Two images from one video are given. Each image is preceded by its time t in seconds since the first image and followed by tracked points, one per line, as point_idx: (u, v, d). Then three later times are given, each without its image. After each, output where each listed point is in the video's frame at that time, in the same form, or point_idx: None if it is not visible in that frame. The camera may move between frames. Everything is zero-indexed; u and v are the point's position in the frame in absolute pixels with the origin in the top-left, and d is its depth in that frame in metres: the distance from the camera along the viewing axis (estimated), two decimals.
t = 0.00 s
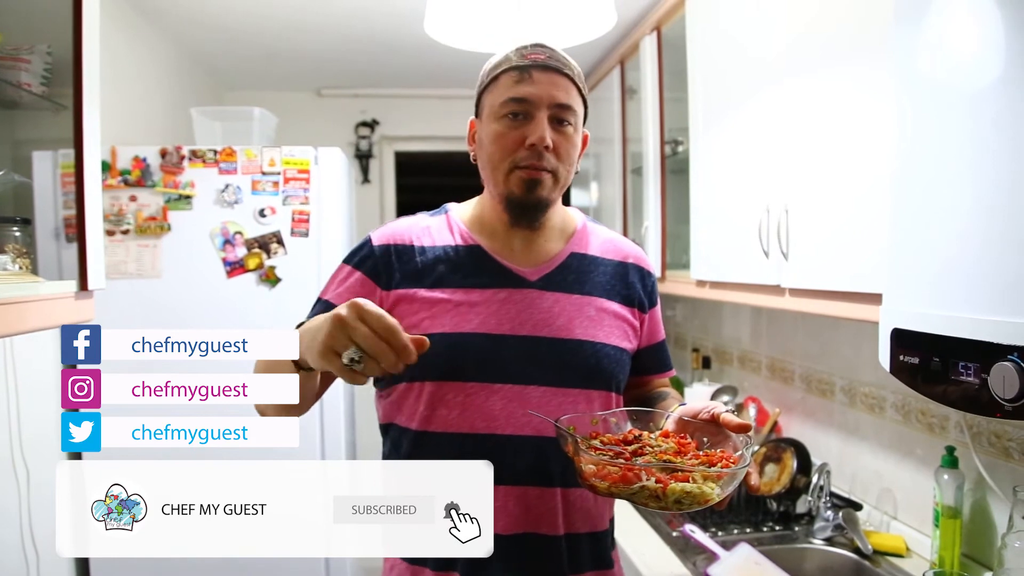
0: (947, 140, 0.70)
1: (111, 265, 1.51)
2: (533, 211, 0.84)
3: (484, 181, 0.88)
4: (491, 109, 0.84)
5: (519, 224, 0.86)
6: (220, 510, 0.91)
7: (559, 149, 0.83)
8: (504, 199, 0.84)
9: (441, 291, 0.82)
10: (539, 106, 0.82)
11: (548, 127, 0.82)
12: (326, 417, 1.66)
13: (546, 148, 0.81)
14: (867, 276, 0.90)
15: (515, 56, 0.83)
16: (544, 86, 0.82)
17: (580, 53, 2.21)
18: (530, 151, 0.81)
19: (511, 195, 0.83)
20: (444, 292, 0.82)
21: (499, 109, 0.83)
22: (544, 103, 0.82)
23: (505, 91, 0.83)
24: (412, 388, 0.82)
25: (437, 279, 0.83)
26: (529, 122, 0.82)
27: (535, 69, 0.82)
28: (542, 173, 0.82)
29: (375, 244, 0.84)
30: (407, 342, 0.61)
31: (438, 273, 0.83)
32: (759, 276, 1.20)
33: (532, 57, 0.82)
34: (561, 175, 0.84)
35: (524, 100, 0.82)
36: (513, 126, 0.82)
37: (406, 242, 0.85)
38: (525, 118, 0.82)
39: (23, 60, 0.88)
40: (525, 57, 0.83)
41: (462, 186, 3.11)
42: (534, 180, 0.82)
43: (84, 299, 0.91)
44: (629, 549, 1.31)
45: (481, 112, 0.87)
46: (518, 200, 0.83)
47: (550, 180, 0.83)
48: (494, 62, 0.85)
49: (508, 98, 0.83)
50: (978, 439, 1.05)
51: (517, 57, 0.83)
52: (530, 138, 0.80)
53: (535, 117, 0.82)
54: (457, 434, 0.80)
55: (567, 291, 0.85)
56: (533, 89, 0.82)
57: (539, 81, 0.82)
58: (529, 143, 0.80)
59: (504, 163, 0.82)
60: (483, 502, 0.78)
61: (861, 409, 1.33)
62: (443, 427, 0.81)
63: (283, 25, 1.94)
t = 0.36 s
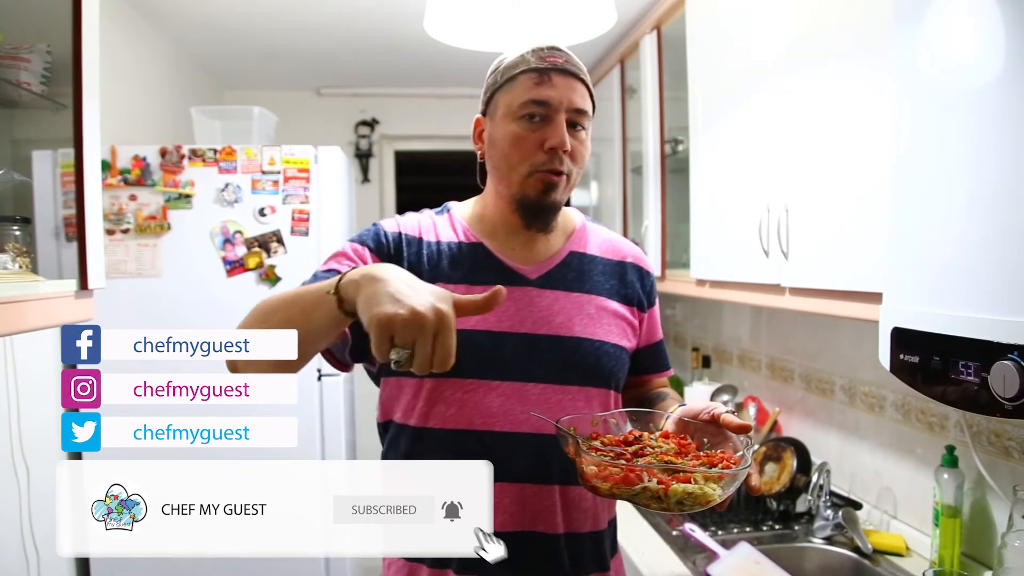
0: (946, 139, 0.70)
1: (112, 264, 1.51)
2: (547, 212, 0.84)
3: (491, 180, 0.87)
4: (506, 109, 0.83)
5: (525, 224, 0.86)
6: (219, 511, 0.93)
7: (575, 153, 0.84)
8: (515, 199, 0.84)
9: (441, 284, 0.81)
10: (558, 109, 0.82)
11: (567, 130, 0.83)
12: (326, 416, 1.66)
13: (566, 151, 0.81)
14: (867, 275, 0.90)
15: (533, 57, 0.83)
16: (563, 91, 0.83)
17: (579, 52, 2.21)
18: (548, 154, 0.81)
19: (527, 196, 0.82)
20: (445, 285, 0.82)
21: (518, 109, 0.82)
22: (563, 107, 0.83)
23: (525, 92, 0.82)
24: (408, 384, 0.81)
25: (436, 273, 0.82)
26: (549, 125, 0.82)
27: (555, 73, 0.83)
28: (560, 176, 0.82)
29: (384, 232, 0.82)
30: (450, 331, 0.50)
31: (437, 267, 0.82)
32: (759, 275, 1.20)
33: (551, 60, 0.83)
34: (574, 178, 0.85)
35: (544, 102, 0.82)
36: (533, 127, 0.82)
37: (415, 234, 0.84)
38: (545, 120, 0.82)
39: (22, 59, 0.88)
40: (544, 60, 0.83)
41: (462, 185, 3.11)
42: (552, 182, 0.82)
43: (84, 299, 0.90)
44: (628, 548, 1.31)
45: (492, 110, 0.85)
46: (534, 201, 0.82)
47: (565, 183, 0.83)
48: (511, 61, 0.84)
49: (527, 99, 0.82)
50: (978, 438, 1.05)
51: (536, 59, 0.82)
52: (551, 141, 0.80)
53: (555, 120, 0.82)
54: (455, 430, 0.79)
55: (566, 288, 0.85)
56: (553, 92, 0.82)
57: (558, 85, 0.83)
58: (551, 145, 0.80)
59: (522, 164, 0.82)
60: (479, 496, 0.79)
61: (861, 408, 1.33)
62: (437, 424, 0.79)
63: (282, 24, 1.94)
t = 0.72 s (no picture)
0: (945, 138, 0.70)
1: (111, 264, 1.51)
2: (550, 213, 0.84)
3: (495, 180, 0.86)
4: (510, 108, 0.83)
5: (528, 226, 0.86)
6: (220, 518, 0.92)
7: (579, 154, 0.84)
8: (518, 199, 0.83)
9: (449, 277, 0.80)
10: (562, 110, 0.82)
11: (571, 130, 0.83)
12: (326, 416, 1.66)
13: (569, 152, 0.81)
14: (866, 274, 0.90)
15: (537, 56, 0.82)
16: (567, 90, 0.83)
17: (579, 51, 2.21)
18: (552, 153, 0.81)
19: (530, 196, 0.82)
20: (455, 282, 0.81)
21: (522, 109, 0.82)
22: (567, 107, 0.83)
23: (529, 92, 0.82)
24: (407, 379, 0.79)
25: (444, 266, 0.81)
26: (552, 125, 0.82)
27: (559, 72, 0.82)
28: (563, 176, 0.82)
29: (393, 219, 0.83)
30: (478, 275, 0.50)
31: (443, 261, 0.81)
32: (759, 274, 1.20)
33: (555, 60, 0.82)
34: (578, 179, 0.85)
35: (549, 102, 0.82)
36: (536, 127, 0.82)
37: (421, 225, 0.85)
38: (548, 120, 0.82)
39: (21, 58, 0.88)
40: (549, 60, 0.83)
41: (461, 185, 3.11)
42: (555, 182, 0.82)
43: (83, 298, 0.90)
44: (628, 547, 1.31)
45: (496, 110, 0.85)
46: (537, 202, 0.82)
47: (568, 183, 0.83)
48: (515, 61, 0.83)
49: (531, 98, 0.82)
50: (977, 437, 1.05)
51: (540, 58, 0.82)
52: (555, 141, 0.80)
53: (558, 121, 0.82)
54: (458, 430, 0.79)
55: (569, 290, 0.85)
56: (558, 92, 0.82)
57: (563, 85, 0.82)
58: (554, 146, 0.80)
59: (525, 165, 0.82)
60: (480, 499, 0.79)
61: (860, 406, 1.33)
62: (437, 422, 0.78)
63: (281, 23, 1.94)
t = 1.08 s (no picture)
0: (944, 136, 0.70)
1: (108, 262, 1.51)
2: (544, 207, 0.83)
3: (492, 176, 0.87)
4: (504, 102, 0.84)
5: (524, 221, 0.86)
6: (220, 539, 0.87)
7: (572, 146, 0.83)
8: (512, 193, 0.84)
9: (443, 281, 0.82)
10: (553, 101, 0.82)
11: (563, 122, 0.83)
12: (323, 415, 1.66)
13: (560, 143, 0.81)
14: (864, 273, 0.90)
15: (530, 49, 0.83)
16: (560, 82, 0.82)
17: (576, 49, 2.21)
18: (543, 146, 0.81)
19: (522, 190, 0.82)
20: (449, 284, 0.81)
21: (514, 102, 0.83)
22: (559, 99, 0.83)
23: (520, 85, 0.83)
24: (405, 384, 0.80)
25: (438, 269, 0.82)
26: (544, 117, 0.82)
27: (552, 64, 0.82)
28: (555, 168, 0.82)
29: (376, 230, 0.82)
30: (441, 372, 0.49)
31: (438, 263, 0.83)
32: (756, 272, 1.20)
33: (548, 51, 0.82)
34: (572, 172, 0.84)
35: (540, 94, 0.82)
36: (528, 120, 0.82)
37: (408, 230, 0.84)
38: (539, 112, 0.82)
39: (17, 56, 0.88)
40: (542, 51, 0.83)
41: (459, 183, 3.10)
42: (547, 174, 0.81)
43: (79, 297, 0.89)
44: (626, 545, 1.31)
45: (492, 104, 0.86)
46: (529, 195, 0.82)
47: (561, 176, 0.83)
48: (508, 55, 0.84)
49: (524, 90, 0.82)
50: (975, 435, 1.05)
51: (533, 51, 0.82)
52: (545, 133, 0.81)
53: (550, 112, 0.82)
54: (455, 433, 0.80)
55: (567, 289, 0.85)
56: (549, 83, 0.82)
57: (555, 76, 0.82)
58: (544, 138, 0.80)
59: (516, 158, 0.82)
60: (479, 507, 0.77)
61: (858, 405, 1.33)
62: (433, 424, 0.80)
63: (278, 21, 1.93)
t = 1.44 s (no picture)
0: (941, 135, 0.70)
1: (106, 261, 1.51)
2: (530, 238, 0.82)
3: (476, 188, 0.83)
4: (503, 131, 0.77)
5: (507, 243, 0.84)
6: None
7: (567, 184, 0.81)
8: (501, 220, 0.81)
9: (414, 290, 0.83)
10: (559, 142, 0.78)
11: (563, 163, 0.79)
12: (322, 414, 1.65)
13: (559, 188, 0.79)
14: (863, 271, 0.90)
15: (544, 82, 0.76)
16: (568, 121, 0.77)
17: (576, 48, 2.21)
18: (541, 187, 0.78)
19: (512, 222, 0.80)
20: (414, 290, 0.83)
21: (517, 134, 0.76)
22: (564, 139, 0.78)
23: (527, 118, 0.76)
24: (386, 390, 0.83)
25: (412, 276, 0.83)
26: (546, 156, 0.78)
27: (563, 101, 0.77)
28: (548, 208, 0.80)
29: (357, 247, 0.84)
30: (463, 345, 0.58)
31: (412, 270, 0.83)
32: (754, 271, 1.20)
33: (560, 87, 0.77)
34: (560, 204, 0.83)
35: (546, 134, 0.77)
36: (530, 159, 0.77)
37: (386, 242, 0.85)
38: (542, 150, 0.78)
39: (13, 53, 0.88)
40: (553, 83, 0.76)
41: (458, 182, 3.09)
42: (539, 213, 0.80)
43: (76, 295, 0.89)
44: (625, 543, 1.31)
45: (486, 122, 0.79)
46: (518, 228, 0.81)
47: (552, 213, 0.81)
48: (517, 79, 0.77)
49: (528, 124, 0.76)
50: (972, 432, 1.06)
51: (545, 83, 0.76)
52: (547, 177, 0.77)
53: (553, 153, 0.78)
54: (431, 435, 0.81)
55: (540, 284, 0.84)
56: (559, 126, 0.77)
57: (565, 117, 0.77)
58: (545, 183, 0.77)
59: (512, 195, 0.79)
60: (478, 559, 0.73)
61: (856, 403, 1.33)
62: (411, 428, 0.82)
63: (276, 19, 1.93)
